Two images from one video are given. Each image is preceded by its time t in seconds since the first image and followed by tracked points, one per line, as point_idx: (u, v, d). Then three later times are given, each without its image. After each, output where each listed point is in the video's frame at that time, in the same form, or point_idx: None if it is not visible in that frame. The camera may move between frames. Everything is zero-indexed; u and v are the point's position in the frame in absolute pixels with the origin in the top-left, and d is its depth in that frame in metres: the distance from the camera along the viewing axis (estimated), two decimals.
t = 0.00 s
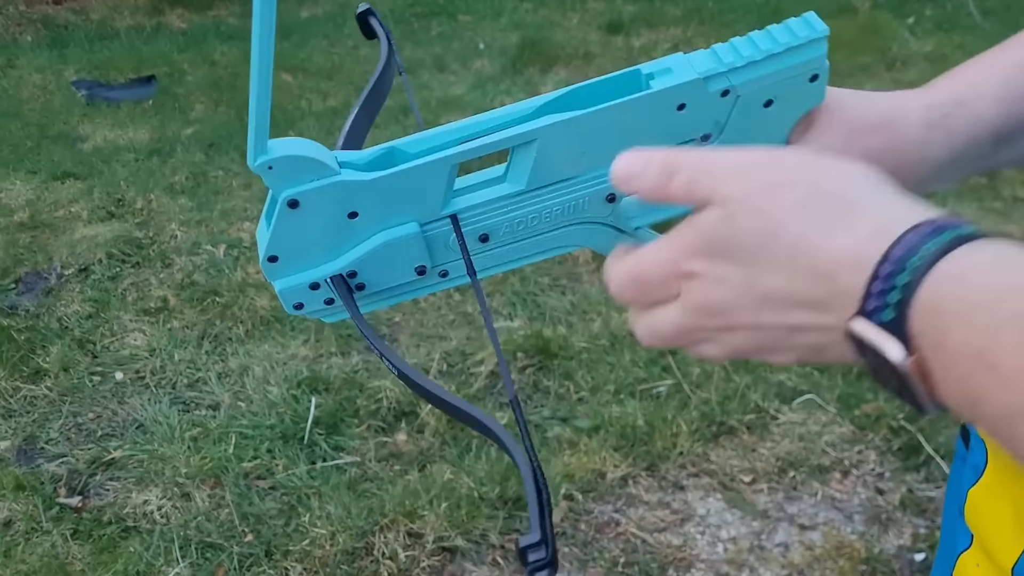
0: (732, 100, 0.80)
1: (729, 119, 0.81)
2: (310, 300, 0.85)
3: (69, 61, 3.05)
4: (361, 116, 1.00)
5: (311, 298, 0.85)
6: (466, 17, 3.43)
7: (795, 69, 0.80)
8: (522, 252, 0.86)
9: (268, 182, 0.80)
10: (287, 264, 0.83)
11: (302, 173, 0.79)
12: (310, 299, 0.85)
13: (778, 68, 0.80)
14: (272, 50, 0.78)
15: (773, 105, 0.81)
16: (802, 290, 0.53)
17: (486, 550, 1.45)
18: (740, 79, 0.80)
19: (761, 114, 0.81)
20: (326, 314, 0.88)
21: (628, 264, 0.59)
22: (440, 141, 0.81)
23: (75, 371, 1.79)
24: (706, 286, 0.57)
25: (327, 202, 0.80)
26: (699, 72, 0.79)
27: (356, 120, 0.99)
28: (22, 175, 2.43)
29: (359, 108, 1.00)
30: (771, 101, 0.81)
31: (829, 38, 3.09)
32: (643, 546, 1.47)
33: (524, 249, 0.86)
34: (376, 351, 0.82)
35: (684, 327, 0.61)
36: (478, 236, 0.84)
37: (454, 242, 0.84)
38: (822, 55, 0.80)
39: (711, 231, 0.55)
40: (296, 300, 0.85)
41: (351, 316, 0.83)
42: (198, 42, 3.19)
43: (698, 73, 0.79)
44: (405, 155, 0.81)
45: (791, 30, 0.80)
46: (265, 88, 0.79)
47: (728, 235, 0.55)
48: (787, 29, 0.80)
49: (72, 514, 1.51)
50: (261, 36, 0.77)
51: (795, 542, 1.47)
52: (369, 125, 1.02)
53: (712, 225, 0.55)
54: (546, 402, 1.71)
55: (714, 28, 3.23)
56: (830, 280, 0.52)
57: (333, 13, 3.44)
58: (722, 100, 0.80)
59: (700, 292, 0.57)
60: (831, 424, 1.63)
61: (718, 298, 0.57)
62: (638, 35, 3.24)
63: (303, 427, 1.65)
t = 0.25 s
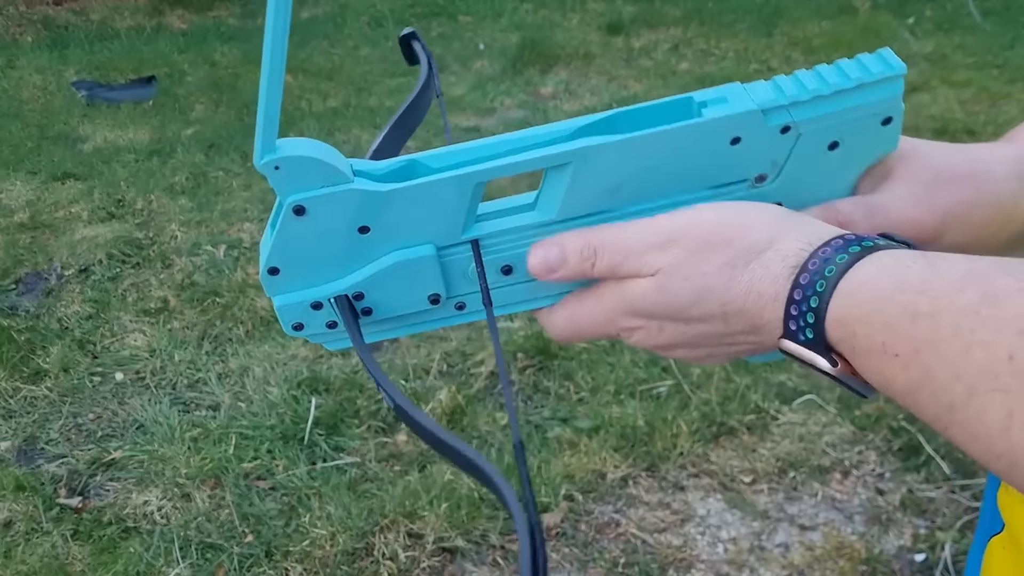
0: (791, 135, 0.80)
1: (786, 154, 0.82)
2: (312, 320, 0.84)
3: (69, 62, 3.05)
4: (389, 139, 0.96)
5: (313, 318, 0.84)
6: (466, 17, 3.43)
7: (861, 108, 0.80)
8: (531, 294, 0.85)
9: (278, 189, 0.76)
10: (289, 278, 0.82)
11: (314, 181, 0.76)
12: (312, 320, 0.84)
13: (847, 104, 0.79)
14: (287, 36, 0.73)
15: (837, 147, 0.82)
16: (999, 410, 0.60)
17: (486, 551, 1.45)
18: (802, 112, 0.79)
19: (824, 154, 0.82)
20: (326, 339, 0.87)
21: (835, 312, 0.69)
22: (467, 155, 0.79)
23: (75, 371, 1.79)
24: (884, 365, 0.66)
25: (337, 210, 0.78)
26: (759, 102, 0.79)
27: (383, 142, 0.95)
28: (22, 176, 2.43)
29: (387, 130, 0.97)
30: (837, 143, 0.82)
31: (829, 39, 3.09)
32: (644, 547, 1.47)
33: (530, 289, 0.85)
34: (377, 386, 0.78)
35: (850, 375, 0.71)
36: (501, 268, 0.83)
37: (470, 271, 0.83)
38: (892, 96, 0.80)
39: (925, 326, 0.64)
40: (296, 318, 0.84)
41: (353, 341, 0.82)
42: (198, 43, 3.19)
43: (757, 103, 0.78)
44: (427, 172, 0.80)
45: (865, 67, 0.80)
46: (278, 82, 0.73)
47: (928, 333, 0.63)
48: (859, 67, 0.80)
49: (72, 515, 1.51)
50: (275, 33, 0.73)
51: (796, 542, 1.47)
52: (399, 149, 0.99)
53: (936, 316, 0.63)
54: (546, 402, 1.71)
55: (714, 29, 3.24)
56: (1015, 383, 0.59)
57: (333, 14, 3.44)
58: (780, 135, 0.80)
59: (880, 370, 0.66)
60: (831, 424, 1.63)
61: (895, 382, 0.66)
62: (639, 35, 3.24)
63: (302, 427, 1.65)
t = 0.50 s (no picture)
0: (784, 227, 0.77)
1: (779, 245, 0.78)
2: (307, 351, 0.85)
3: (69, 63, 3.05)
4: (414, 183, 0.96)
5: (308, 350, 0.85)
6: (466, 18, 3.43)
7: (858, 207, 0.76)
8: (515, 350, 0.86)
9: (280, 226, 0.77)
10: (289, 310, 0.82)
11: (314, 224, 0.77)
12: (308, 350, 0.85)
13: (843, 202, 0.76)
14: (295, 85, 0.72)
15: (833, 241, 0.78)
16: (959, 443, 0.54)
17: (486, 551, 1.45)
18: (797, 207, 0.76)
19: (819, 248, 0.79)
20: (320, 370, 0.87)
21: (803, 353, 0.63)
22: (465, 213, 0.78)
23: (75, 371, 1.79)
24: (852, 403, 0.61)
25: (336, 254, 0.78)
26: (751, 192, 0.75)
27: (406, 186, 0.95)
28: (22, 176, 2.43)
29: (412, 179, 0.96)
30: (832, 237, 0.78)
31: (829, 39, 3.09)
32: (644, 547, 1.46)
33: (511, 345, 0.85)
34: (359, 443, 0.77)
35: (825, 412, 0.65)
36: (489, 323, 0.84)
37: (459, 322, 0.83)
38: (892, 199, 0.76)
39: (883, 361, 0.58)
40: (293, 348, 0.84)
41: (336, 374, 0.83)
42: (198, 43, 3.19)
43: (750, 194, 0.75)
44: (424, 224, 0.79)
45: (865, 167, 0.76)
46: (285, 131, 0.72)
47: (889, 369, 0.58)
48: (861, 164, 0.76)
49: (72, 515, 1.51)
50: (281, 88, 0.72)
51: (796, 543, 1.46)
52: (425, 193, 0.99)
53: (893, 352, 0.58)
54: (546, 402, 1.71)
55: (714, 29, 3.24)
56: (971, 411, 0.53)
57: (333, 15, 3.45)
58: (772, 225, 0.77)
59: (851, 409, 0.61)
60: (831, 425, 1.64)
61: (866, 418, 0.60)
62: (639, 36, 3.24)
63: (302, 427, 1.65)
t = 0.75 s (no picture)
0: (746, 200, 0.82)
1: (742, 218, 0.83)
2: (299, 314, 0.89)
3: (69, 63, 3.05)
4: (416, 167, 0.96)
5: (299, 312, 0.89)
6: (466, 18, 3.43)
7: (815, 181, 0.81)
8: (497, 318, 0.90)
9: (277, 188, 0.82)
10: (284, 272, 0.87)
11: (310, 186, 0.82)
12: (299, 313, 0.89)
13: (802, 176, 0.81)
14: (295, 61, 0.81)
15: (793, 216, 0.83)
16: (890, 368, 0.59)
17: (486, 551, 1.45)
18: (758, 180, 0.81)
19: (780, 223, 0.83)
20: (310, 333, 0.91)
21: (757, 306, 0.69)
22: (450, 181, 0.83)
23: (75, 371, 1.79)
24: (800, 346, 0.66)
25: (329, 217, 0.83)
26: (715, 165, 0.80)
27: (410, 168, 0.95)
28: (23, 176, 2.43)
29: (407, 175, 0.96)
30: (791, 212, 0.83)
31: (829, 39, 3.10)
32: (644, 547, 1.46)
33: (493, 313, 0.89)
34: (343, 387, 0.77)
35: (779, 364, 0.70)
36: (470, 290, 0.88)
37: (442, 286, 0.87)
38: (847, 175, 0.80)
39: (827, 305, 0.64)
40: (285, 310, 0.89)
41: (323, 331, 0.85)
42: (198, 43, 3.19)
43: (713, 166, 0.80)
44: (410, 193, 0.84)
45: (821, 145, 0.81)
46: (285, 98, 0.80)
47: (832, 311, 0.63)
48: (817, 144, 0.81)
49: (72, 515, 1.51)
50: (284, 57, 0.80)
51: (796, 543, 1.46)
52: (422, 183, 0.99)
53: (836, 296, 0.64)
54: (546, 402, 1.71)
55: (714, 29, 3.24)
56: (901, 339, 0.59)
57: (333, 15, 3.45)
58: (735, 199, 0.81)
59: (799, 354, 0.66)
60: (831, 425, 1.64)
61: (811, 361, 0.65)
62: (639, 36, 3.24)
63: (303, 427, 1.65)
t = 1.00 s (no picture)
0: (720, 157, 0.84)
1: (715, 176, 0.85)
2: (293, 263, 0.90)
3: (69, 63, 3.05)
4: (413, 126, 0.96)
5: (294, 261, 0.89)
6: (466, 18, 3.43)
7: (786, 138, 0.83)
8: (483, 270, 0.91)
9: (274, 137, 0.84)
10: (280, 221, 0.88)
11: (305, 137, 0.84)
12: (294, 262, 0.90)
13: (773, 133, 0.83)
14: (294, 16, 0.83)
15: (764, 174, 0.85)
16: (838, 298, 0.62)
17: (486, 551, 1.45)
18: (732, 138, 0.83)
19: (751, 181, 0.85)
20: (305, 284, 0.92)
21: (724, 250, 0.72)
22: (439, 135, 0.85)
23: (75, 371, 1.79)
24: (761, 286, 0.68)
25: (323, 168, 0.85)
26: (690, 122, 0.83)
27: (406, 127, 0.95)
28: (23, 176, 2.43)
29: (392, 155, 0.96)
30: (763, 171, 0.84)
31: (829, 39, 3.10)
32: (644, 547, 1.46)
33: (480, 266, 0.91)
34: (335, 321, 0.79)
35: (742, 305, 0.72)
36: (457, 242, 0.90)
37: (430, 238, 0.89)
38: (815, 134, 0.82)
39: (787, 244, 0.67)
40: (281, 258, 0.89)
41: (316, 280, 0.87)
42: (198, 44, 3.19)
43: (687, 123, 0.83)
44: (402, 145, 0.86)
45: (791, 105, 0.83)
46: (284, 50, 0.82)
47: (791, 249, 0.66)
48: (788, 105, 0.83)
49: (72, 515, 1.51)
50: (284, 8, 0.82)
51: (796, 543, 1.46)
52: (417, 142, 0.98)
53: (796, 236, 0.67)
54: (546, 402, 1.71)
55: (714, 29, 3.24)
56: (849, 269, 0.61)
57: (333, 15, 3.45)
58: (710, 156, 0.84)
59: (760, 293, 0.69)
60: (831, 424, 1.64)
61: (770, 298, 0.68)
62: (639, 36, 3.24)
63: (303, 427, 1.65)
